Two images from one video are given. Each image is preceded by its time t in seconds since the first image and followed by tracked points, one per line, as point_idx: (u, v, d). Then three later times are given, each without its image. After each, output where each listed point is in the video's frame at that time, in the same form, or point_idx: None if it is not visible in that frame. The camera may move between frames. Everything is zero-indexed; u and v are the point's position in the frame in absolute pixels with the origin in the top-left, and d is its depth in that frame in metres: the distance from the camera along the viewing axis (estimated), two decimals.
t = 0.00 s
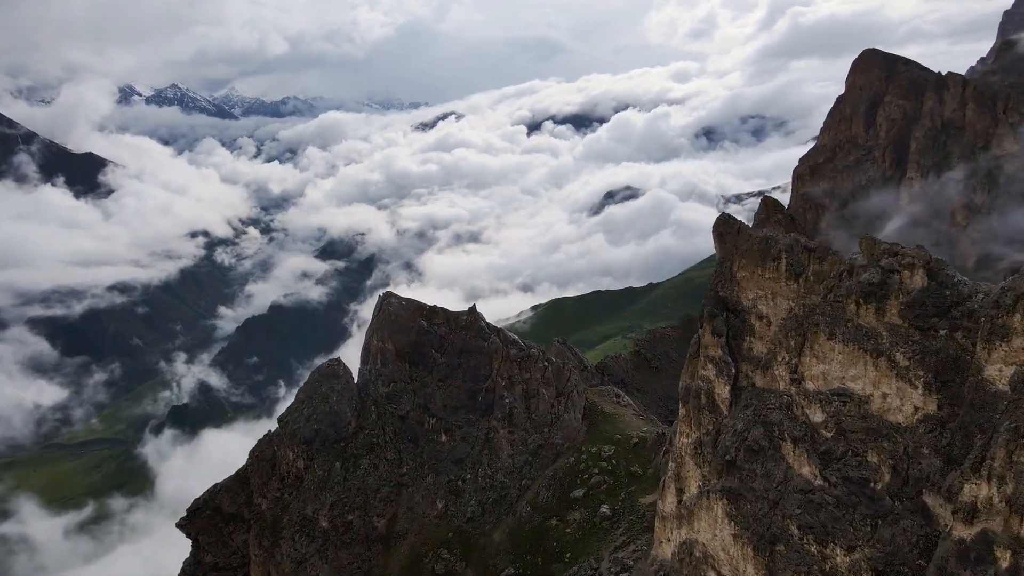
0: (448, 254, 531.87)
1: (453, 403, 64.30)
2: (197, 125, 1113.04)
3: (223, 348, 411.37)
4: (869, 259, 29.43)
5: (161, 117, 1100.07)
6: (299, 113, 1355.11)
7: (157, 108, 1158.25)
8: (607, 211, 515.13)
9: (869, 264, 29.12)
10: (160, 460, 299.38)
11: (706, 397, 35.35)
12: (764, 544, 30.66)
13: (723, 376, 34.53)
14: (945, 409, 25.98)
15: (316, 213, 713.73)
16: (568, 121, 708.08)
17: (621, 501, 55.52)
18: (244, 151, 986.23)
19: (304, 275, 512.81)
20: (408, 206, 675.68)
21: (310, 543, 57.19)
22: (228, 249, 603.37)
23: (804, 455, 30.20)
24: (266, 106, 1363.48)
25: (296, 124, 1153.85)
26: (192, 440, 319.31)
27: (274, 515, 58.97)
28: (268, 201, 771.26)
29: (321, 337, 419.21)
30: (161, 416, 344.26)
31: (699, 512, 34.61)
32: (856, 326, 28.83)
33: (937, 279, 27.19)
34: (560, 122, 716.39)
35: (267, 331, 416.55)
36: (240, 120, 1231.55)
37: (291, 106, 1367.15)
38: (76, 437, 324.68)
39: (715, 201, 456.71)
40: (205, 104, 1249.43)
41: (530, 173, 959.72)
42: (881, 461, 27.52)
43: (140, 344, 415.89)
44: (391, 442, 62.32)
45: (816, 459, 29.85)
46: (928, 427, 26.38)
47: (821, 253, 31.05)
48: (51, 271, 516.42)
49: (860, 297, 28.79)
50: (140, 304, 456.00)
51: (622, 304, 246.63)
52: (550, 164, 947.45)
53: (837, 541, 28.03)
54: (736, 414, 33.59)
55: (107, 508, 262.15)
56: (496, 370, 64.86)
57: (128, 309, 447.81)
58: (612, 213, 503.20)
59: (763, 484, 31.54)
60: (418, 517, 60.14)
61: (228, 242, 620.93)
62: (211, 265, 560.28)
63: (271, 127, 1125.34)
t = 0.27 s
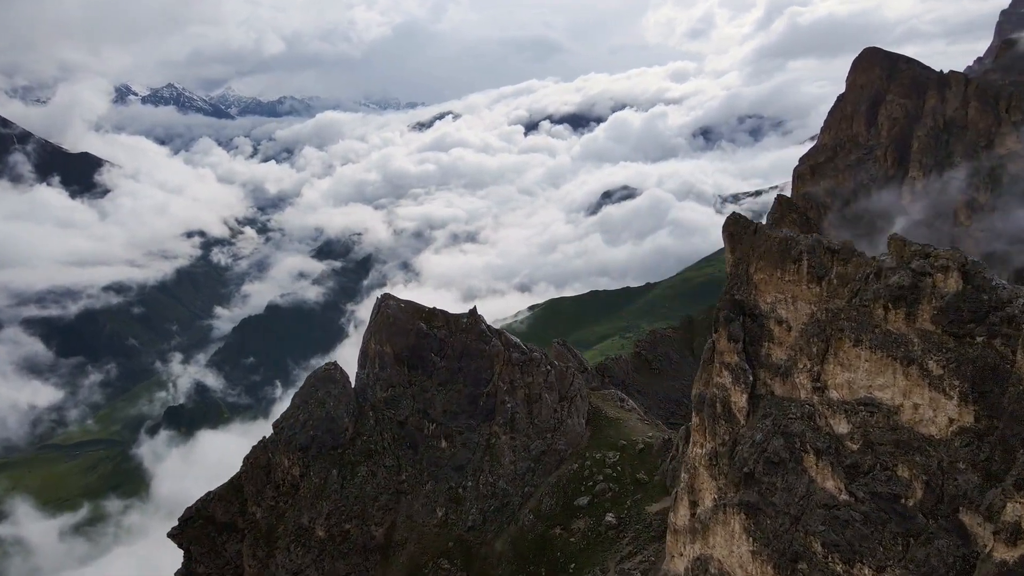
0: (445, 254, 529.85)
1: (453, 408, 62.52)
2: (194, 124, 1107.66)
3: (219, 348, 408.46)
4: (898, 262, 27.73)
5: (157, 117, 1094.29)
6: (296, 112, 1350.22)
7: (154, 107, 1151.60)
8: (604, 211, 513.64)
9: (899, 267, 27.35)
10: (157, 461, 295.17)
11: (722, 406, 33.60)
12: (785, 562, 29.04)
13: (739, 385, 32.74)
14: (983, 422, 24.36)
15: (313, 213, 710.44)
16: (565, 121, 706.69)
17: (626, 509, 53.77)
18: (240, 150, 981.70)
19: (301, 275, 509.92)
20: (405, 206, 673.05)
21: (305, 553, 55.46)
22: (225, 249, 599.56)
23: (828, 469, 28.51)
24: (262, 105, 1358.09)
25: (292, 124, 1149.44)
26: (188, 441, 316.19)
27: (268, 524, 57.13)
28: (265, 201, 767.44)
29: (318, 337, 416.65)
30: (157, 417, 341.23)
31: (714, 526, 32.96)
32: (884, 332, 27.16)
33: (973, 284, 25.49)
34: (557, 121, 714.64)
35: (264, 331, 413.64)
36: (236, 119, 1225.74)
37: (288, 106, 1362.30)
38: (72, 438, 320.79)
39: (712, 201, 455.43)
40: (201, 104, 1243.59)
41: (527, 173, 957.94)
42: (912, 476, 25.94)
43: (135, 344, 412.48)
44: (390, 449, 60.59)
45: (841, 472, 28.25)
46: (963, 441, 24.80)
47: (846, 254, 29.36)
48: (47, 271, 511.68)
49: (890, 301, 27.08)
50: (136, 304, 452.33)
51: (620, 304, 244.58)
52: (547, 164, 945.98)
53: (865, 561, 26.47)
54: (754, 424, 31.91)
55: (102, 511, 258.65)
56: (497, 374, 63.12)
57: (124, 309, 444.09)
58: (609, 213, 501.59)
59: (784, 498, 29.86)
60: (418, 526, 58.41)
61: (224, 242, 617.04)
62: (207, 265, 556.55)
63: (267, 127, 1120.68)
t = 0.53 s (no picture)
0: (440, 254, 527.29)
1: (453, 415, 60.45)
2: (188, 123, 1100.40)
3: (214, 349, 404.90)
4: (939, 264, 25.74)
5: (152, 116, 1086.29)
6: (292, 112, 1343.48)
7: (148, 106, 1143.72)
8: (600, 211, 512.06)
9: (941, 270, 25.35)
10: (150, 463, 292.14)
11: (741, 416, 31.61)
12: None
13: (760, 395, 30.73)
14: None
15: (308, 213, 706.53)
16: (561, 120, 705.82)
17: (633, 519, 51.74)
18: (236, 150, 976.22)
19: (296, 275, 506.31)
20: (401, 206, 669.82)
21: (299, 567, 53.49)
22: (220, 249, 595.26)
23: (862, 487, 26.59)
24: (258, 104, 1350.15)
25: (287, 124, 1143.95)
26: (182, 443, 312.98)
27: (261, 537, 54.90)
28: (260, 201, 762.53)
29: (313, 338, 413.36)
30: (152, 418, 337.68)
31: (733, 546, 31.03)
32: (921, 340, 25.26)
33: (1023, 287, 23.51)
34: (553, 121, 713.76)
35: (259, 332, 410.09)
36: (231, 118, 1218.53)
37: (283, 105, 1356.08)
38: (65, 439, 316.81)
39: (708, 200, 454.44)
40: (197, 103, 1235.67)
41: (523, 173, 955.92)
42: (955, 495, 24.13)
43: (129, 345, 408.43)
44: (387, 457, 58.61)
45: (874, 489, 26.36)
46: (1013, 458, 22.97)
47: (878, 255, 27.50)
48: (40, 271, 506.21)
49: (930, 306, 25.14)
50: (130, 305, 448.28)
51: (616, 304, 242.31)
52: (543, 164, 944.06)
53: None
54: (779, 437, 29.89)
55: (95, 513, 253.50)
56: (498, 379, 61.19)
57: (118, 310, 439.94)
58: (605, 212, 500.01)
59: (812, 518, 27.89)
60: (417, 536, 56.33)
61: (219, 242, 612.53)
62: (202, 265, 552.20)
63: (262, 126, 1114.86)
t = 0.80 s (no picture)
0: (436, 254, 524.83)
1: (453, 421, 58.41)
2: (183, 122, 1093.72)
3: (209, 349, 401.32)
4: (981, 269, 23.95)
5: (146, 116, 1079.34)
6: (287, 112, 1337.67)
7: (142, 106, 1136.38)
8: (595, 210, 510.60)
9: (985, 273, 23.59)
10: (144, 464, 285.95)
11: (763, 429, 29.60)
12: None
13: (784, 406, 28.82)
14: None
15: (303, 212, 702.64)
16: (557, 119, 704.81)
17: (640, 530, 49.50)
18: (230, 150, 971.16)
19: (291, 275, 502.80)
20: (396, 205, 666.84)
21: None
22: (214, 249, 590.92)
23: (900, 507, 24.65)
24: (253, 103, 1343.23)
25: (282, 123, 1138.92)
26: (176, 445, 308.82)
27: (253, 549, 52.55)
28: (254, 201, 758.01)
29: (309, 339, 410.24)
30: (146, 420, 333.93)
31: (756, 567, 28.99)
32: (966, 348, 23.35)
33: None
34: (549, 120, 712.47)
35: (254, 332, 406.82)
36: (226, 118, 1212.08)
37: (278, 104, 1350.25)
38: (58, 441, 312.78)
39: (704, 200, 453.54)
40: (191, 102, 1228.22)
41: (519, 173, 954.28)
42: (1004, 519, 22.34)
43: (123, 346, 404.42)
44: (385, 466, 56.53)
45: (914, 509, 24.37)
46: None
47: (915, 257, 25.60)
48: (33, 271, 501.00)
49: (974, 312, 23.33)
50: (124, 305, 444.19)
51: (614, 305, 240.14)
52: (539, 164, 943.12)
53: None
54: (806, 451, 27.92)
55: (87, 516, 246.99)
56: (499, 384, 59.24)
57: (112, 310, 435.79)
58: (601, 212, 498.63)
59: (844, 540, 25.87)
60: (416, 548, 54.14)
61: (214, 242, 608.14)
62: (196, 265, 547.92)
63: (257, 126, 1109.40)
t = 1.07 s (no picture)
0: (433, 254, 522.60)
1: (453, 427, 56.53)
2: (178, 122, 1087.91)
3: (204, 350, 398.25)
4: None
5: (141, 115, 1073.17)
6: (283, 111, 1332.39)
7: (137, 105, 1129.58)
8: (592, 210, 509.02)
9: None
10: (138, 466, 282.35)
11: (785, 441, 27.89)
12: None
13: (809, 417, 27.08)
14: None
15: (299, 212, 699.30)
16: (553, 119, 703.21)
17: (647, 541, 47.42)
18: (226, 150, 966.32)
19: (287, 275, 499.18)
20: (392, 205, 664.07)
21: None
22: (210, 249, 587.06)
23: (940, 526, 22.94)
24: (249, 103, 1337.50)
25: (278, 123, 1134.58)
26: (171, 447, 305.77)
27: (246, 560, 50.58)
28: (250, 201, 754.07)
29: (305, 339, 407.42)
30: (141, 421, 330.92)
31: None
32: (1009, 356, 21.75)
33: None
34: (545, 120, 710.98)
35: (250, 333, 404.11)
36: (222, 118, 1206.66)
37: (274, 104, 1345.47)
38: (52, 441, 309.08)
39: (700, 199, 452.43)
40: (187, 102, 1222.17)
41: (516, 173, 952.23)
42: None
43: (118, 347, 400.77)
44: (383, 474, 54.79)
45: (952, 528, 22.78)
46: None
47: (952, 258, 24.04)
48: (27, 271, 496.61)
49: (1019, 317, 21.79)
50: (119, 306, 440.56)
51: (611, 304, 238.44)
52: (535, 164, 941.62)
53: None
54: (833, 466, 26.20)
55: (81, 518, 242.05)
56: (501, 388, 57.58)
57: (107, 311, 432.14)
58: (597, 212, 497.20)
59: (877, 562, 24.17)
60: (414, 559, 52.15)
61: (209, 242, 604.20)
62: (191, 265, 544.24)
63: (253, 126, 1104.70)
